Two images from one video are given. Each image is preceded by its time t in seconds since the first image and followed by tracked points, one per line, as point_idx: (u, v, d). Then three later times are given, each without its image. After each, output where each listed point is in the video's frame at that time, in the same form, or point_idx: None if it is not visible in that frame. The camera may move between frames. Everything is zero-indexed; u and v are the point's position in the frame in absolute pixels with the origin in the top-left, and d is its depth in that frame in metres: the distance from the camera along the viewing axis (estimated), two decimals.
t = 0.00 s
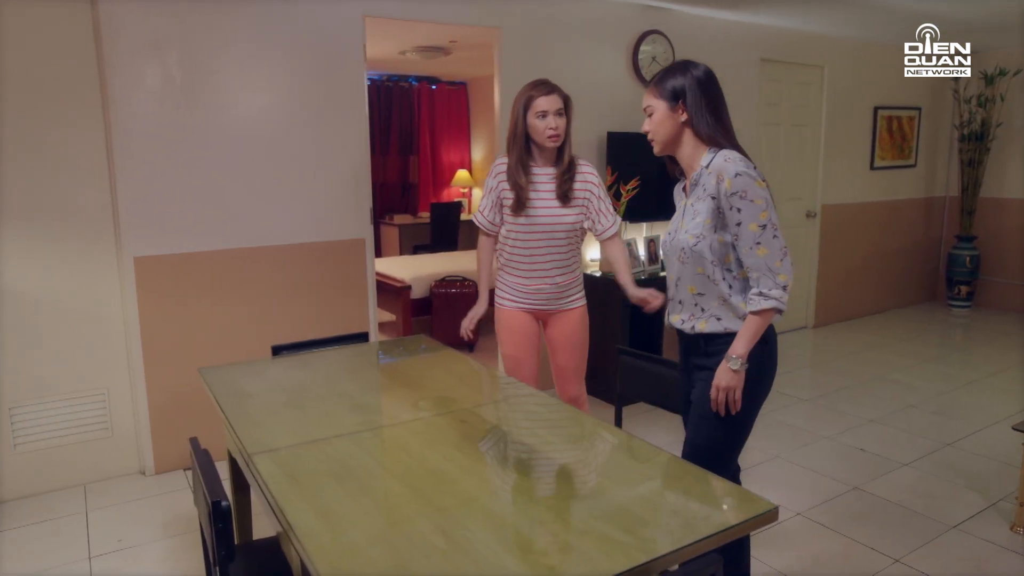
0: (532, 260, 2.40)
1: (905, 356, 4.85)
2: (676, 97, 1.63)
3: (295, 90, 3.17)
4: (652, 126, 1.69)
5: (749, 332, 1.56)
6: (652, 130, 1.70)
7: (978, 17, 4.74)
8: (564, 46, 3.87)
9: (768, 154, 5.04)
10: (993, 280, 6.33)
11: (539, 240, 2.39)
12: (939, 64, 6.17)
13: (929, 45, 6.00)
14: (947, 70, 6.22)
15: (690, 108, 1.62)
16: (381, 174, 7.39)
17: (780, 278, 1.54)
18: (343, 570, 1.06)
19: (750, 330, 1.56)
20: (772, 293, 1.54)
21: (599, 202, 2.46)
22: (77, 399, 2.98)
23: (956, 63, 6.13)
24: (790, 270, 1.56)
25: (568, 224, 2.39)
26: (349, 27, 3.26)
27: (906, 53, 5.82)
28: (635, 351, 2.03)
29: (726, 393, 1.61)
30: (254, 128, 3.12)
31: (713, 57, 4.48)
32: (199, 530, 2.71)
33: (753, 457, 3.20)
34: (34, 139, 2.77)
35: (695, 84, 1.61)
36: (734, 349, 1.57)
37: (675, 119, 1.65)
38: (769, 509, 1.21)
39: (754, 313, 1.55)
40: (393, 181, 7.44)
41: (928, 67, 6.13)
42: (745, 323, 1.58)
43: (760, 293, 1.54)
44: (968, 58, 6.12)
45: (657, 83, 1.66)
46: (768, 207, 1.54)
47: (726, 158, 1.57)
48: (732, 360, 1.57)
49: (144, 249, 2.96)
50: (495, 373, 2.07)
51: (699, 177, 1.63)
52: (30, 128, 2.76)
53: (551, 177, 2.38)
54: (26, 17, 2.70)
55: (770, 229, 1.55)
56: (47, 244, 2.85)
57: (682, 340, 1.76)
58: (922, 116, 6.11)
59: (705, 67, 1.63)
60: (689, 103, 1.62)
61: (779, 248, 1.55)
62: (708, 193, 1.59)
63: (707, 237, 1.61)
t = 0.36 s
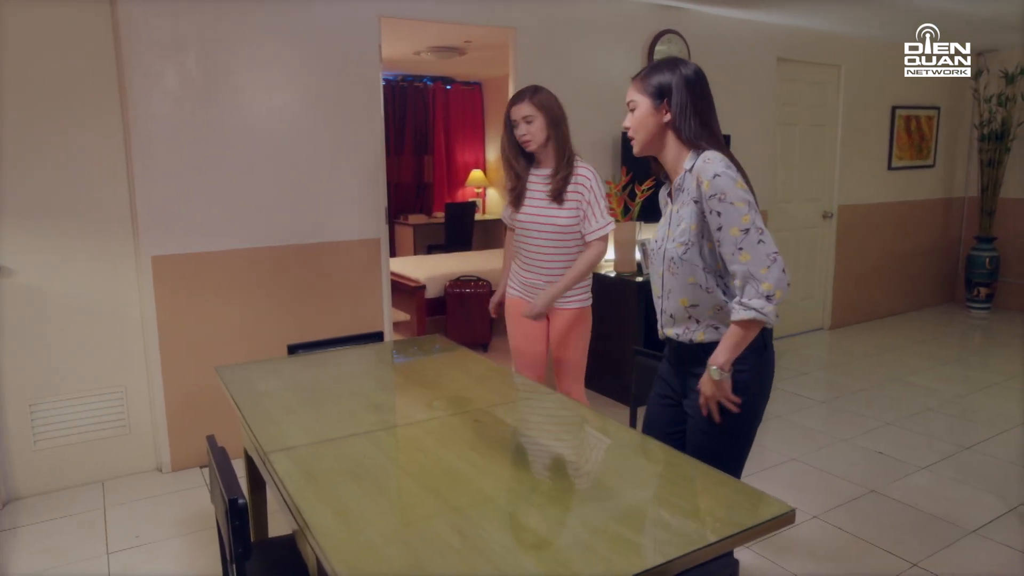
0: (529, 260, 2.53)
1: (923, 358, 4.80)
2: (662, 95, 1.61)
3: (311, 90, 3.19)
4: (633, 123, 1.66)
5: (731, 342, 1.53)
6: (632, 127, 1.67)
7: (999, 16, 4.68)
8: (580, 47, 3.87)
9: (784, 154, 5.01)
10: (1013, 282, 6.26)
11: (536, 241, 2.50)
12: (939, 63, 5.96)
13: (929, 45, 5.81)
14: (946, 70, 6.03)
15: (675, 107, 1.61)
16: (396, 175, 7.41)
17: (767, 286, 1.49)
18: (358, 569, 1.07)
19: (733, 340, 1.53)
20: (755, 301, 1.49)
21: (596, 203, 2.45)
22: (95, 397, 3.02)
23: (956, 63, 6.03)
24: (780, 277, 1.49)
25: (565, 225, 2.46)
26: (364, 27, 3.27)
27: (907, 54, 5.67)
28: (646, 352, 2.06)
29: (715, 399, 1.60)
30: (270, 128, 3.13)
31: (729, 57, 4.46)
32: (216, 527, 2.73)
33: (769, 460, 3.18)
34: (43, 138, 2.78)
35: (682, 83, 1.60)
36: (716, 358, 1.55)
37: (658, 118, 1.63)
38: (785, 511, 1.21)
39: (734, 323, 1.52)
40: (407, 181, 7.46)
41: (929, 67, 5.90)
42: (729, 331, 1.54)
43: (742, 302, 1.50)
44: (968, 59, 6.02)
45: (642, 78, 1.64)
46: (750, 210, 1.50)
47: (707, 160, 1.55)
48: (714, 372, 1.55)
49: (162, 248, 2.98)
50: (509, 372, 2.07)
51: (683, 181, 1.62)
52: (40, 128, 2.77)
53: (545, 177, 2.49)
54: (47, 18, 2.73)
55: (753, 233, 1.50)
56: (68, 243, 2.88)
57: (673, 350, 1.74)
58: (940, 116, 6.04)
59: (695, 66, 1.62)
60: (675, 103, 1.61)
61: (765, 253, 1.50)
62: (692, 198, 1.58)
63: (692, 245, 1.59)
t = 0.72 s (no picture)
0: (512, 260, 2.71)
1: (961, 362, 4.70)
2: (676, 100, 1.59)
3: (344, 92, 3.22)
4: (641, 127, 1.64)
5: (806, 341, 1.55)
6: (639, 131, 1.65)
7: None
8: (611, 47, 3.85)
9: (818, 154, 4.94)
10: None
11: (513, 242, 2.66)
12: (939, 63, 5.58)
13: (927, 43, 5.43)
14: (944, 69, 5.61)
15: (685, 115, 1.59)
16: (426, 174, 7.46)
17: (824, 283, 1.47)
18: (389, 567, 1.07)
19: (807, 339, 1.54)
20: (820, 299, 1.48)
21: (553, 206, 2.48)
22: (132, 392, 3.08)
23: (956, 63, 5.65)
24: (835, 268, 1.48)
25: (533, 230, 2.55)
26: (395, 28, 3.29)
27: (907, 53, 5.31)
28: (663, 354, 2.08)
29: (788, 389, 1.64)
30: (304, 128, 3.17)
31: (762, 56, 4.41)
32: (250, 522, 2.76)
33: (801, 464, 3.14)
34: (84, 139, 2.85)
35: (694, 89, 1.57)
36: (798, 356, 1.58)
37: (667, 125, 1.61)
38: (821, 517, 1.19)
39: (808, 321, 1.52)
40: (437, 181, 7.49)
41: (929, 66, 5.47)
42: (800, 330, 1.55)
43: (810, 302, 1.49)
44: (967, 58, 5.66)
45: (650, 84, 1.61)
46: (787, 215, 1.47)
47: (726, 174, 1.52)
48: (794, 365, 1.59)
49: (198, 247, 3.03)
50: (541, 372, 2.07)
51: (697, 191, 1.60)
52: (81, 129, 2.84)
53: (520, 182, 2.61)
54: (88, 21, 2.80)
55: (797, 235, 1.47)
56: (108, 241, 2.95)
57: (689, 356, 1.75)
58: (980, 115, 5.90)
59: (704, 68, 1.60)
60: (686, 109, 1.59)
61: (814, 251, 1.47)
62: (716, 210, 1.55)
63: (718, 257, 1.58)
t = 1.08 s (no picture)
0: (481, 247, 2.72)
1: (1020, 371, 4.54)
2: (667, 145, 1.58)
3: (391, 94, 3.26)
4: (628, 168, 1.62)
5: (809, 355, 1.57)
6: (626, 174, 1.64)
7: None
8: (657, 46, 3.82)
9: (869, 154, 4.81)
10: None
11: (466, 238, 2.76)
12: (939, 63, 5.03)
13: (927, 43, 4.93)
14: (945, 70, 5.07)
15: (673, 161, 1.59)
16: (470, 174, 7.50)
17: (831, 311, 1.47)
18: (438, 564, 1.08)
19: (812, 354, 1.56)
20: (826, 331, 1.48)
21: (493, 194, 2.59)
22: (185, 386, 3.17)
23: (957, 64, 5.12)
24: (840, 294, 1.46)
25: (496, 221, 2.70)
26: (442, 29, 3.32)
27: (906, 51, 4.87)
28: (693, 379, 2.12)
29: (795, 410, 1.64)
30: (353, 129, 3.22)
31: (812, 54, 4.32)
32: (296, 515, 2.82)
33: (851, 471, 3.07)
34: (142, 139, 2.94)
35: (681, 135, 1.57)
36: (800, 369, 1.60)
37: (653, 171, 1.60)
38: (876, 526, 1.16)
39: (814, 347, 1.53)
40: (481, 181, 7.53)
41: (929, 67, 4.97)
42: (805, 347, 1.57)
43: (816, 335, 1.49)
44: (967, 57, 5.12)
45: (638, 131, 1.61)
46: (783, 252, 1.46)
47: (717, 220, 1.51)
48: (796, 378, 1.61)
49: (249, 245, 3.10)
50: (585, 372, 2.07)
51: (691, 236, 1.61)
52: (140, 129, 2.94)
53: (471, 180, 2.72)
54: (145, 25, 2.89)
55: (797, 269, 1.46)
56: (164, 238, 3.04)
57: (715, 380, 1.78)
58: None
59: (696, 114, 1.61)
60: (674, 155, 1.58)
61: (818, 282, 1.46)
62: (715, 255, 1.57)
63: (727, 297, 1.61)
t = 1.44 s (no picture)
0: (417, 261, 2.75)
1: None
2: (640, 209, 1.60)
3: (442, 94, 3.29)
4: (609, 230, 1.65)
5: (804, 390, 1.62)
6: (609, 235, 1.66)
7: None
8: (710, 45, 3.76)
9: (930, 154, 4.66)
10: None
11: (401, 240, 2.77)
12: (940, 64, 4.56)
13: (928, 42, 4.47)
14: (945, 71, 4.60)
15: (650, 222, 1.60)
16: (518, 174, 7.50)
17: (814, 347, 1.54)
18: (488, 563, 1.09)
19: (806, 390, 1.62)
20: (813, 361, 1.56)
21: (430, 193, 2.63)
22: (238, 380, 3.25)
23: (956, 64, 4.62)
24: (819, 331, 1.53)
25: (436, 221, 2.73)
26: (492, 29, 3.33)
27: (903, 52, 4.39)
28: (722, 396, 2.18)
29: (798, 441, 1.70)
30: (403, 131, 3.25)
31: (870, 51, 4.20)
32: (345, 511, 2.86)
33: (907, 481, 2.98)
34: (202, 139, 3.03)
35: (653, 196, 1.59)
36: (800, 405, 1.65)
37: (633, 233, 1.62)
38: (940, 539, 1.13)
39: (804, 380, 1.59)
40: (529, 181, 7.52)
41: (929, 68, 4.50)
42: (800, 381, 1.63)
43: (806, 366, 1.56)
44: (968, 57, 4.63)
45: (612, 195, 1.63)
46: (759, 296, 1.51)
47: (695, 274, 1.56)
48: (796, 415, 1.66)
49: (302, 243, 3.16)
50: (633, 375, 2.05)
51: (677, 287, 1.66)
52: (199, 130, 3.02)
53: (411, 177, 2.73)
54: (205, 28, 2.97)
55: (775, 311, 1.51)
56: (219, 235, 3.11)
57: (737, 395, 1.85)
58: None
59: (659, 172, 1.62)
60: (650, 215, 1.60)
61: (797, 320, 1.52)
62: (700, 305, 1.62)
63: (720, 337, 1.68)
